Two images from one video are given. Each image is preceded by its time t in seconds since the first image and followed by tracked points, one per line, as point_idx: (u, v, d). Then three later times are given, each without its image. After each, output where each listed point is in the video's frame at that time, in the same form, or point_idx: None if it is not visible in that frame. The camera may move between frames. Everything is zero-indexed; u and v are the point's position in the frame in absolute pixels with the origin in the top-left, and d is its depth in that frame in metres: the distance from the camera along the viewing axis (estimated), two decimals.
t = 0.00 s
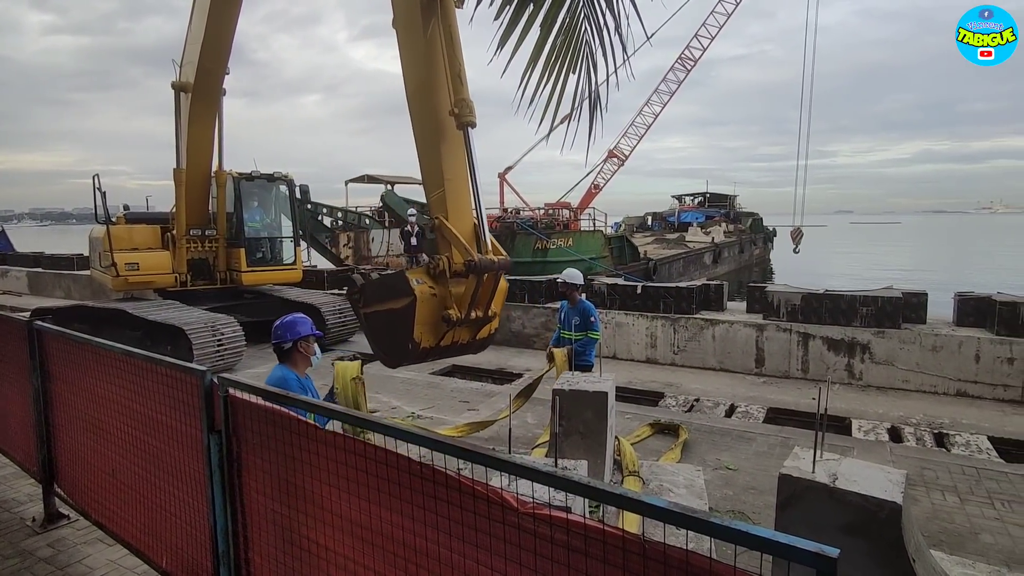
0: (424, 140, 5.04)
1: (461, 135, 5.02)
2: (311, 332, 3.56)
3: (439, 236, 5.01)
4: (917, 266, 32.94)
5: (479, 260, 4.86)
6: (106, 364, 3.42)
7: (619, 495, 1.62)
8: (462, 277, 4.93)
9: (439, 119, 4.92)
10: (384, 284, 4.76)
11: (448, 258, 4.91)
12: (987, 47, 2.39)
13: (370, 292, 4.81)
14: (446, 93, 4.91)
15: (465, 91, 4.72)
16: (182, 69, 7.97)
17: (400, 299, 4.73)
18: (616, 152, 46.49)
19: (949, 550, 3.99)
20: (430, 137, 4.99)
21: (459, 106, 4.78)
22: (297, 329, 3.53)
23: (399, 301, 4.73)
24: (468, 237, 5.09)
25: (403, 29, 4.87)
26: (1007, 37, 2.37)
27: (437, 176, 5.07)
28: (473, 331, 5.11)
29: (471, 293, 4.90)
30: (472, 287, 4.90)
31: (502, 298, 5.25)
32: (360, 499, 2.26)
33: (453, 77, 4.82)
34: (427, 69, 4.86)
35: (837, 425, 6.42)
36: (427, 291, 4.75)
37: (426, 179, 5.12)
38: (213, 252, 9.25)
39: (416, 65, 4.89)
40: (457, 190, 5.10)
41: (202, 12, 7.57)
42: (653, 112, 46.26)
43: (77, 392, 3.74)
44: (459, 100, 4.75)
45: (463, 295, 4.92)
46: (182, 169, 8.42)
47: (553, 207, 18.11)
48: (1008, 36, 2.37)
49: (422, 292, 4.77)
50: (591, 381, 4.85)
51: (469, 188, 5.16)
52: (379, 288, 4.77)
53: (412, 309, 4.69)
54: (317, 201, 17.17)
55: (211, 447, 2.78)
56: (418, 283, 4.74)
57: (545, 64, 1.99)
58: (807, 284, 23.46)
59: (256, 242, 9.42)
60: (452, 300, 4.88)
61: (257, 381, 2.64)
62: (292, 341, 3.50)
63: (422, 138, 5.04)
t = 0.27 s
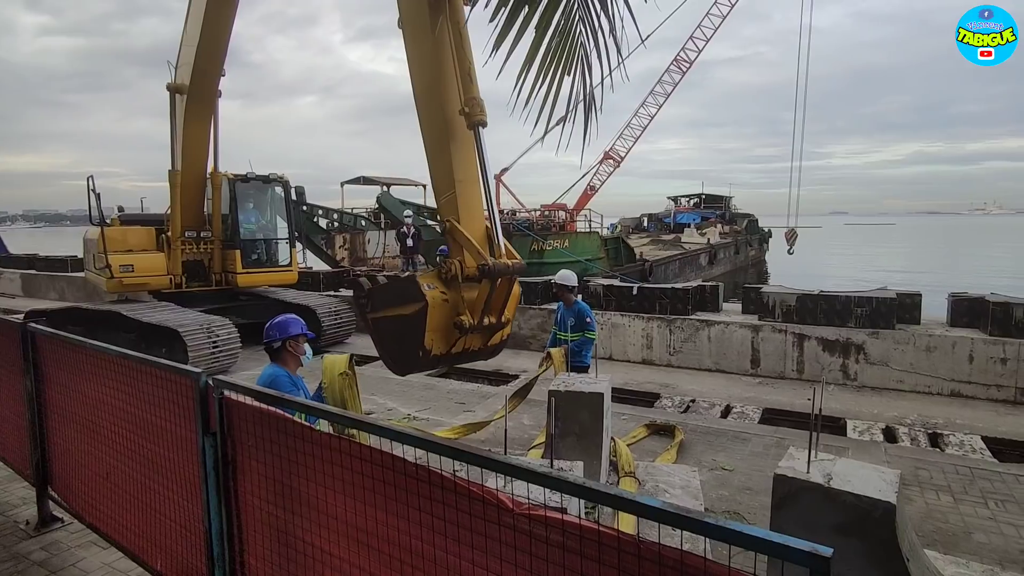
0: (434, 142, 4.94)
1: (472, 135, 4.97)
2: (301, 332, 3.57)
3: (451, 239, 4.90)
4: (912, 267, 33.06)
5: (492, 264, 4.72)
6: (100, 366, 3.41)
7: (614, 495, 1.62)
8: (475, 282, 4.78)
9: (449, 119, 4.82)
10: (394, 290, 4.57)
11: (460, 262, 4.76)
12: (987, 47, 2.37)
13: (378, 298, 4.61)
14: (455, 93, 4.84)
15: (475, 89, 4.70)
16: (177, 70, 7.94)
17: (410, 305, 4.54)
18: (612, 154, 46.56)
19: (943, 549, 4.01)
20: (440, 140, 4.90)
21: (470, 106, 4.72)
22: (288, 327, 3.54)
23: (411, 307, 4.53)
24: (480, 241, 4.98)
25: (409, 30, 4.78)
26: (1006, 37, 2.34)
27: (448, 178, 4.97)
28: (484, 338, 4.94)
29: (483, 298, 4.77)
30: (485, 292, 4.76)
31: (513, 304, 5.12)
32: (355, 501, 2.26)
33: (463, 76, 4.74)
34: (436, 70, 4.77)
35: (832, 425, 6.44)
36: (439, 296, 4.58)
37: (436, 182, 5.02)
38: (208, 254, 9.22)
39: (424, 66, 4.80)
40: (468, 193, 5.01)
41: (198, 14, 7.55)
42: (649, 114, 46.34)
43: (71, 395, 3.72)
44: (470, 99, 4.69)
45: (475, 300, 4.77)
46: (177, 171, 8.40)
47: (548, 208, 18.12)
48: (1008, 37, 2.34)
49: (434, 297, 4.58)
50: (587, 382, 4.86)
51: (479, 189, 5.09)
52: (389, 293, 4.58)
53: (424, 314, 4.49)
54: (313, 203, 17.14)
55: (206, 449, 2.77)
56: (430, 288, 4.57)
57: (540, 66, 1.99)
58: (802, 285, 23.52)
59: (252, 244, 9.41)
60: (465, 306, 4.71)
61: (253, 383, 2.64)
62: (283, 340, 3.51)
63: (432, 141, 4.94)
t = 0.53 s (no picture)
0: (442, 145, 4.48)
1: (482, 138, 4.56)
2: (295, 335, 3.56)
3: (462, 246, 4.44)
4: (907, 269, 33.18)
5: (507, 270, 4.28)
6: (94, 368, 3.40)
7: (610, 497, 1.62)
8: (489, 289, 4.31)
9: (459, 121, 4.39)
10: (402, 296, 4.10)
11: (472, 268, 4.30)
12: (987, 45, 3.10)
13: (384, 304, 4.13)
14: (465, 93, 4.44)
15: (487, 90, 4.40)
16: (174, 72, 7.92)
17: (420, 312, 4.06)
18: (609, 156, 46.64)
19: (938, 550, 4.01)
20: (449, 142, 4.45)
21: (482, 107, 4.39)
22: (283, 330, 3.53)
23: (420, 315, 4.06)
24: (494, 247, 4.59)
25: (413, 26, 4.34)
26: (1007, 37, 3.08)
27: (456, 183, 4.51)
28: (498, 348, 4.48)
29: (497, 306, 4.27)
30: (499, 299, 4.27)
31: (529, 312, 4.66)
32: (351, 502, 2.25)
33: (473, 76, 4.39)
34: (444, 68, 4.35)
35: (828, 427, 6.44)
36: (450, 304, 4.11)
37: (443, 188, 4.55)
38: (204, 256, 9.20)
39: (431, 64, 4.35)
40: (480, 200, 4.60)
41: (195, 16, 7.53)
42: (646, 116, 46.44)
43: (65, 397, 3.70)
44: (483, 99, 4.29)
45: (488, 308, 4.29)
46: (173, 172, 8.38)
47: (545, 210, 18.14)
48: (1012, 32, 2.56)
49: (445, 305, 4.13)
50: (584, 384, 4.85)
51: (490, 195, 4.67)
52: (397, 300, 4.10)
53: (434, 322, 4.02)
54: (310, 204, 17.12)
55: (201, 452, 2.76)
56: (441, 295, 4.11)
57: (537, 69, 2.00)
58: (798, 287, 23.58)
59: (248, 245, 9.37)
60: (478, 314, 4.24)
61: (249, 385, 2.63)
62: (277, 343, 3.50)
63: (439, 143, 4.47)
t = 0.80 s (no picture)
0: (452, 151, 4.32)
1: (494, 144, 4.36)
2: (292, 340, 3.54)
3: (473, 255, 4.28)
4: (904, 272, 33.25)
5: (520, 279, 4.02)
6: (91, 370, 3.38)
7: (610, 500, 1.62)
8: (501, 299, 4.11)
9: (469, 128, 4.21)
10: (411, 306, 3.82)
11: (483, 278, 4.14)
12: (988, 46, 2.65)
13: (392, 313, 3.83)
14: (476, 98, 4.25)
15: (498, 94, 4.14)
16: (172, 73, 7.92)
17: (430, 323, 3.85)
18: (606, 158, 46.71)
19: (936, 554, 4.01)
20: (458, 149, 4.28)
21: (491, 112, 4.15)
22: (281, 334, 3.51)
23: (430, 326, 3.85)
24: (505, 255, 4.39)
25: (422, 31, 4.18)
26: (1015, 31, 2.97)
27: (466, 189, 4.35)
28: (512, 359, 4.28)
29: (509, 317, 4.04)
30: (511, 310, 4.03)
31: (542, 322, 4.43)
32: (348, 505, 2.25)
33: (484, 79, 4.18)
34: (454, 74, 4.16)
35: (826, 430, 6.44)
36: (461, 314, 3.94)
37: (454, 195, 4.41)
38: (202, 257, 9.18)
39: (441, 68, 4.16)
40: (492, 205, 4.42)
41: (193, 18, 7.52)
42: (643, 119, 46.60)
43: (62, 399, 3.69)
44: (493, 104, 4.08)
45: (501, 318, 4.08)
46: (171, 173, 8.37)
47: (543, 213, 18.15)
48: (1006, 34, 2.64)
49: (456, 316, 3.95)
50: (582, 386, 4.85)
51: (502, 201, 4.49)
52: (405, 310, 3.82)
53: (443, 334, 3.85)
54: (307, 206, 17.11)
55: (198, 454, 2.75)
56: (452, 305, 3.94)
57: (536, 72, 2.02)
58: (795, 289, 23.61)
59: (245, 247, 9.36)
60: (490, 324, 4.05)
61: (247, 387, 2.63)
62: (272, 348, 3.49)
63: (449, 150, 4.30)
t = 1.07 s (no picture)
0: (460, 156, 4.18)
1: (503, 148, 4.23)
2: (289, 348, 3.55)
3: (482, 262, 4.16)
4: (900, 276, 33.33)
5: (532, 287, 3.90)
6: (89, 374, 3.37)
7: (608, 505, 1.61)
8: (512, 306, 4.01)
9: (477, 133, 4.07)
10: (421, 314, 3.70)
11: (494, 285, 4.05)
12: (990, 44, 3.14)
13: (401, 322, 3.69)
14: (483, 101, 4.09)
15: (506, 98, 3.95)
16: (170, 77, 7.91)
17: (440, 332, 3.75)
18: (604, 161, 46.80)
19: (933, 557, 4.02)
20: (465, 155, 4.14)
21: (500, 117, 3.98)
22: (279, 342, 3.52)
23: (439, 335, 3.75)
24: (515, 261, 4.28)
25: (428, 32, 4.01)
26: (1006, 37, 3.12)
27: (474, 195, 4.23)
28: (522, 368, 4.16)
29: (521, 324, 3.94)
30: (523, 317, 3.92)
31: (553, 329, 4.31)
32: (346, 509, 2.24)
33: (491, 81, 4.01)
34: (461, 77, 4.01)
35: (823, 433, 6.45)
36: (472, 322, 3.84)
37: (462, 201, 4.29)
38: (199, 260, 9.17)
39: (448, 70, 4.01)
40: (501, 210, 4.30)
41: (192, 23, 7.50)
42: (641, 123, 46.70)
43: (58, 402, 3.67)
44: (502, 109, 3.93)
45: (512, 326, 3.98)
46: (168, 177, 8.36)
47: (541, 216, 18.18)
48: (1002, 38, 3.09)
49: (466, 325, 3.85)
50: (579, 390, 4.84)
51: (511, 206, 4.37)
52: (414, 319, 3.69)
53: (453, 344, 3.75)
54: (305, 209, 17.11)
55: (195, 458, 2.74)
56: (462, 314, 3.84)
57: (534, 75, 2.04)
58: (793, 293, 23.66)
59: (243, 250, 9.35)
60: (500, 333, 3.94)
61: (244, 391, 2.62)
62: (269, 356, 3.48)
63: (457, 154, 4.17)
